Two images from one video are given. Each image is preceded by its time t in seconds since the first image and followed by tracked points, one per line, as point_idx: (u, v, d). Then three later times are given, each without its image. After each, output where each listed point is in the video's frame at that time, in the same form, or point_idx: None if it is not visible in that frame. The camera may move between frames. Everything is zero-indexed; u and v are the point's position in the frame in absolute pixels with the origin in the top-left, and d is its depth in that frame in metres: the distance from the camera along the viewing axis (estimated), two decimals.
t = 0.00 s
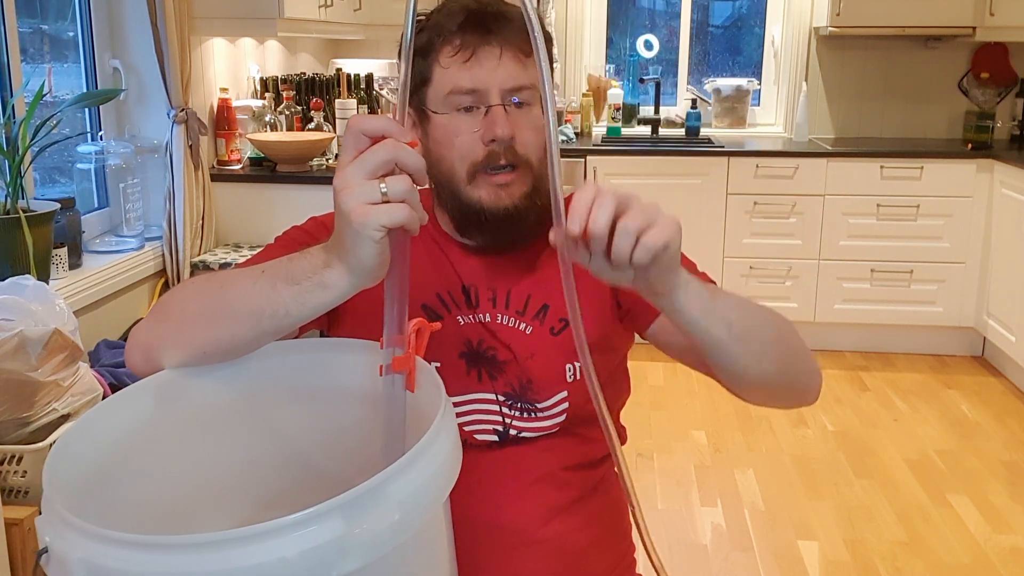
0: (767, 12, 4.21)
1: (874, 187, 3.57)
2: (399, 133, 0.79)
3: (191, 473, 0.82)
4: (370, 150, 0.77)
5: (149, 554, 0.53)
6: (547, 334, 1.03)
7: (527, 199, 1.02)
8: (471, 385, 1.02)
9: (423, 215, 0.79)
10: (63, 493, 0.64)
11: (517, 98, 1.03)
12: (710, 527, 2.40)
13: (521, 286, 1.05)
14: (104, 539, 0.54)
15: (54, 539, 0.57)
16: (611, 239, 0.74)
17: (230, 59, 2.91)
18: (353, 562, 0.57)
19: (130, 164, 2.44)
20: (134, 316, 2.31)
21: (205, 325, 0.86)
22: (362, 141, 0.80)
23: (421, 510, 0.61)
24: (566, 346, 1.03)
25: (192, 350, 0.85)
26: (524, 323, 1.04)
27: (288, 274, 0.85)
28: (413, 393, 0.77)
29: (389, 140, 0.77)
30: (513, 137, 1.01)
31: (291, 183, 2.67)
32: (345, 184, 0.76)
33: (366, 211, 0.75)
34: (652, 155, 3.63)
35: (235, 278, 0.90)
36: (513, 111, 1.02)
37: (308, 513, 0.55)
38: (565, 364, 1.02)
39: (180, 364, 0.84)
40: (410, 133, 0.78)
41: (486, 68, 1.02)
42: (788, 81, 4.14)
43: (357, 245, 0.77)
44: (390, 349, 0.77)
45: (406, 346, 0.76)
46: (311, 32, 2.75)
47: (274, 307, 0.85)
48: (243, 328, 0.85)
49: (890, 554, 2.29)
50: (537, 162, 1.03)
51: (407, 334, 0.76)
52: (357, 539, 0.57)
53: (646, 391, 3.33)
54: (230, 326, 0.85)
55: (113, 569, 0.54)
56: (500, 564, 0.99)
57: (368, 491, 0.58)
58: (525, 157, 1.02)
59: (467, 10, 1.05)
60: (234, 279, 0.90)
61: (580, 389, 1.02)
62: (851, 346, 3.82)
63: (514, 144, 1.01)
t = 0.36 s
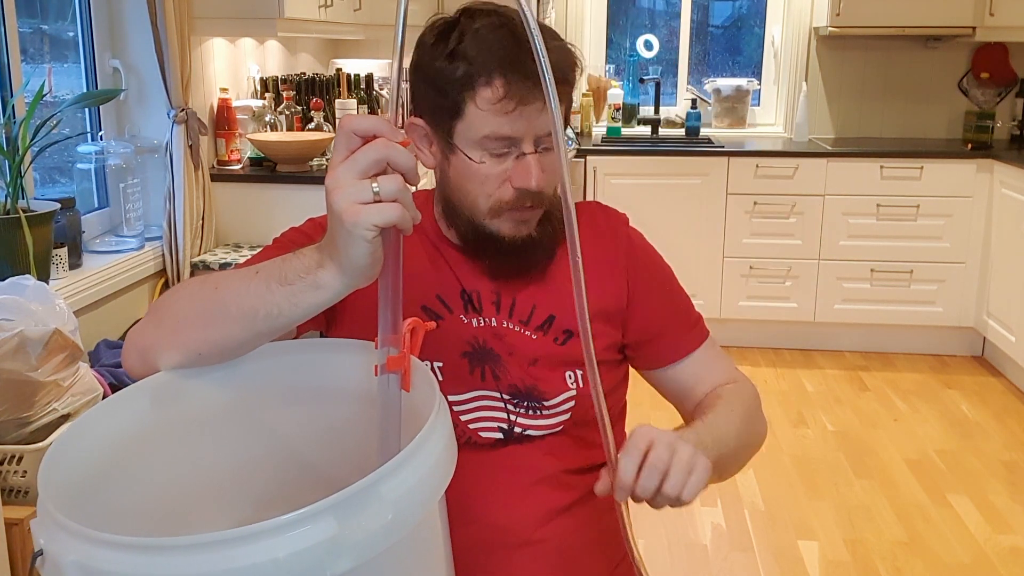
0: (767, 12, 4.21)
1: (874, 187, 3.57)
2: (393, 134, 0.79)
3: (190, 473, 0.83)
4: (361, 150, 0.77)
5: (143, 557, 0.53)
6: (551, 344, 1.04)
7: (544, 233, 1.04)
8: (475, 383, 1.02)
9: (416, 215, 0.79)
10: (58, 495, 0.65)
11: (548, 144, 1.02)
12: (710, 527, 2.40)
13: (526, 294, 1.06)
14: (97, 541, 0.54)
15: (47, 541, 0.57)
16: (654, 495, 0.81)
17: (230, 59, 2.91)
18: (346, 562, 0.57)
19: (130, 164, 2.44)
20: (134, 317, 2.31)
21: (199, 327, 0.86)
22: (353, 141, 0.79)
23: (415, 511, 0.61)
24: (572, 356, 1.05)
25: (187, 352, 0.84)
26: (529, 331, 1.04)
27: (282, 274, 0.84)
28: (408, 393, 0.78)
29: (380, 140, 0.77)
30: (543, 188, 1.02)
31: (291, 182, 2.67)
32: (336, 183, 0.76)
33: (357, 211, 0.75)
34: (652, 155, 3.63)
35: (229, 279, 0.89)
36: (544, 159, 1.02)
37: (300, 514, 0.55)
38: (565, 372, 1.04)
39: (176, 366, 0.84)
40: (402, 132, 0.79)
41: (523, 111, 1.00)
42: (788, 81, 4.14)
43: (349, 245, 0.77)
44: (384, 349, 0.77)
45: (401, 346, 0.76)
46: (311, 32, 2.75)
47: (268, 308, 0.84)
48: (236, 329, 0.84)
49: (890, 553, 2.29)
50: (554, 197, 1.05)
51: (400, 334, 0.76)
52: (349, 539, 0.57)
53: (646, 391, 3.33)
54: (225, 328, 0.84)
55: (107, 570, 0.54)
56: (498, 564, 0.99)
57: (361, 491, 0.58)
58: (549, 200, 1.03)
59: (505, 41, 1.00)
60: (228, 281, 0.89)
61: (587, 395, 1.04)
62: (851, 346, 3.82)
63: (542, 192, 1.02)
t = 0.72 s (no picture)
0: (767, 11, 4.20)
1: (874, 187, 3.57)
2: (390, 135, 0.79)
3: (188, 473, 0.82)
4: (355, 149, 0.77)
5: (138, 559, 0.53)
6: (558, 343, 1.04)
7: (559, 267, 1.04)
8: (478, 383, 1.02)
9: (412, 213, 0.79)
10: (54, 497, 0.64)
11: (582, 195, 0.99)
12: (711, 527, 2.40)
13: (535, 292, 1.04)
14: (93, 543, 0.54)
15: (43, 543, 0.57)
16: None
17: (230, 59, 2.91)
18: (343, 562, 0.57)
19: (130, 164, 2.43)
20: (134, 317, 2.31)
21: (194, 327, 0.85)
22: (348, 140, 0.79)
23: (412, 510, 0.61)
24: (578, 356, 1.04)
25: (183, 354, 0.84)
26: (536, 330, 1.04)
27: (278, 275, 0.84)
28: (407, 392, 0.77)
29: (375, 139, 0.77)
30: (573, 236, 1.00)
31: (290, 182, 2.67)
32: (331, 183, 0.76)
33: (353, 210, 0.75)
34: (652, 155, 3.63)
35: (225, 279, 0.89)
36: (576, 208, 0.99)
37: (296, 515, 0.55)
38: (571, 371, 1.04)
39: (172, 367, 0.83)
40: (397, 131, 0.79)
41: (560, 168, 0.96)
42: (788, 81, 4.14)
43: (345, 244, 0.77)
44: (382, 348, 0.76)
45: (398, 345, 0.76)
46: (311, 32, 2.75)
47: (265, 308, 0.83)
48: (233, 329, 0.83)
49: (889, 553, 2.29)
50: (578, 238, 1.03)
51: (397, 334, 0.76)
52: (346, 539, 0.57)
53: (646, 391, 3.33)
54: (220, 327, 0.83)
55: (103, 572, 0.54)
56: (498, 564, 0.99)
57: (358, 491, 0.58)
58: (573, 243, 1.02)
59: (548, 85, 0.94)
60: (224, 281, 0.88)
61: (591, 393, 1.04)
62: (851, 346, 3.82)
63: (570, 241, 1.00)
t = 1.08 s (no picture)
0: (767, 11, 4.20)
1: (874, 187, 3.57)
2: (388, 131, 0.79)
3: (188, 475, 0.82)
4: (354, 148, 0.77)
5: (134, 558, 0.53)
6: (559, 348, 1.04)
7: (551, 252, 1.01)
8: (478, 385, 1.02)
9: (411, 213, 0.79)
10: (52, 495, 0.64)
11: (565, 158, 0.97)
12: (711, 527, 2.40)
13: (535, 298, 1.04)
14: (91, 542, 0.54)
15: (41, 542, 0.57)
16: None
17: (230, 59, 2.91)
18: (339, 561, 0.57)
19: (130, 164, 2.43)
20: (134, 317, 2.31)
21: (195, 328, 0.85)
22: (347, 139, 0.80)
23: (410, 510, 0.61)
24: (577, 362, 1.04)
25: (185, 354, 0.84)
26: (536, 335, 1.04)
27: (277, 275, 0.84)
28: (405, 392, 0.77)
29: (374, 137, 0.77)
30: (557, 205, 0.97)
31: (290, 183, 2.67)
32: (329, 182, 0.76)
33: (351, 209, 0.75)
34: (652, 155, 3.63)
35: (226, 279, 0.89)
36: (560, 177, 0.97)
37: (293, 514, 0.55)
38: (571, 378, 1.03)
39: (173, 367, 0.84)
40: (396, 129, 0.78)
41: (537, 125, 0.95)
42: (788, 81, 4.14)
43: (343, 243, 0.77)
44: (380, 349, 0.76)
45: (395, 346, 0.76)
46: (310, 32, 2.75)
47: (264, 308, 0.83)
48: (233, 329, 0.83)
49: (889, 553, 2.29)
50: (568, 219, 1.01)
51: (396, 333, 0.76)
52: (343, 539, 0.57)
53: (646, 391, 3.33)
54: (221, 327, 0.84)
55: (100, 571, 0.54)
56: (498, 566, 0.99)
57: (355, 491, 0.58)
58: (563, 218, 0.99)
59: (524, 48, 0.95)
60: (224, 282, 0.89)
61: (592, 398, 1.04)
62: (851, 346, 3.82)
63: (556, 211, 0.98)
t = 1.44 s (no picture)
0: (767, 12, 4.21)
1: (873, 187, 3.57)
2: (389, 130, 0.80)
3: (188, 473, 0.83)
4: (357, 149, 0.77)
5: (137, 557, 0.54)
6: (557, 345, 1.05)
7: (504, 198, 1.03)
8: (477, 383, 1.02)
9: (414, 214, 0.80)
10: (55, 496, 0.65)
11: (507, 92, 1.04)
12: (710, 527, 2.41)
13: (531, 294, 1.06)
14: (94, 540, 0.55)
15: (45, 541, 0.57)
16: None
17: (231, 59, 2.92)
18: (341, 561, 0.57)
19: (131, 164, 2.44)
20: (134, 317, 2.32)
21: (198, 327, 0.86)
22: (350, 140, 0.80)
23: (412, 510, 0.62)
24: (575, 360, 1.05)
25: (186, 352, 0.85)
26: (534, 332, 1.05)
27: (279, 273, 0.85)
28: (407, 393, 0.78)
29: (377, 138, 0.78)
30: (495, 132, 1.02)
31: (291, 183, 2.67)
32: (333, 183, 0.77)
33: (354, 210, 0.75)
34: (651, 155, 3.64)
35: (228, 278, 0.90)
36: (500, 108, 1.04)
37: (296, 514, 0.56)
38: (570, 378, 1.04)
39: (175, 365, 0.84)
40: (400, 130, 0.79)
41: (479, 62, 1.04)
42: (788, 80, 4.15)
43: (347, 243, 0.77)
44: (382, 348, 0.77)
45: (399, 345, 0.76)
46: (311, 32, 2.75)
47: (266, 307, 0.84)
48: (234, 327, 0.84)
49: (889, 553, 2.29)
50: (516, 162, 1.04)
51: (398, 333, 0.76)
52: (346, 538, 0.57)
53: (646, 391, 3.34)
54: (222, 326, 0.84)
55: (104, 570, 0.54)
56: (498, 565, 0.99)
57: (358, 490, 0.59)
58: (505, 152, 1.03)
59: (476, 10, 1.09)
60: (226, 280, 0.89)
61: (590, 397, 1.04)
62: (850, 346, 3.83)
63: (494, 139, 1.02)
